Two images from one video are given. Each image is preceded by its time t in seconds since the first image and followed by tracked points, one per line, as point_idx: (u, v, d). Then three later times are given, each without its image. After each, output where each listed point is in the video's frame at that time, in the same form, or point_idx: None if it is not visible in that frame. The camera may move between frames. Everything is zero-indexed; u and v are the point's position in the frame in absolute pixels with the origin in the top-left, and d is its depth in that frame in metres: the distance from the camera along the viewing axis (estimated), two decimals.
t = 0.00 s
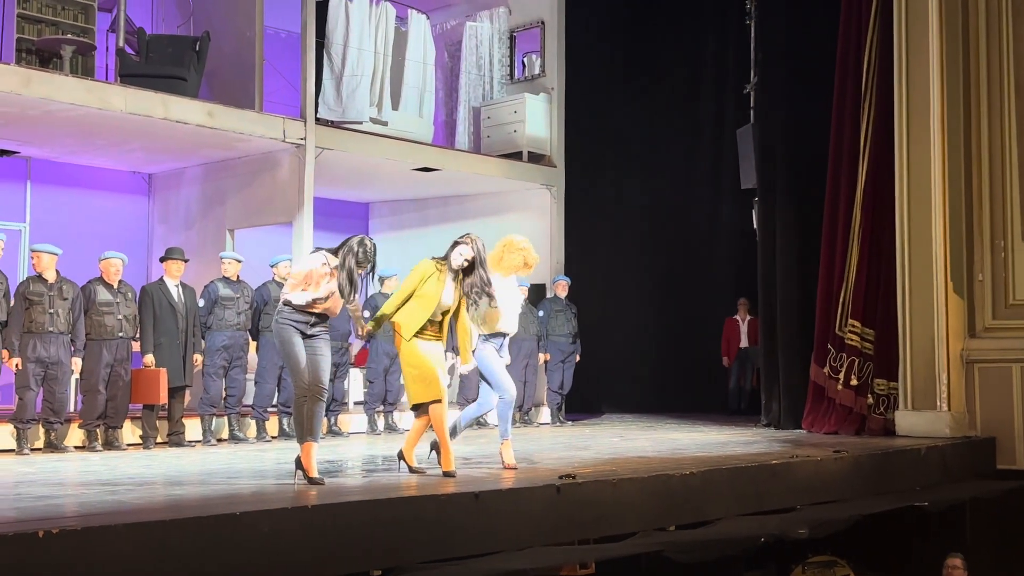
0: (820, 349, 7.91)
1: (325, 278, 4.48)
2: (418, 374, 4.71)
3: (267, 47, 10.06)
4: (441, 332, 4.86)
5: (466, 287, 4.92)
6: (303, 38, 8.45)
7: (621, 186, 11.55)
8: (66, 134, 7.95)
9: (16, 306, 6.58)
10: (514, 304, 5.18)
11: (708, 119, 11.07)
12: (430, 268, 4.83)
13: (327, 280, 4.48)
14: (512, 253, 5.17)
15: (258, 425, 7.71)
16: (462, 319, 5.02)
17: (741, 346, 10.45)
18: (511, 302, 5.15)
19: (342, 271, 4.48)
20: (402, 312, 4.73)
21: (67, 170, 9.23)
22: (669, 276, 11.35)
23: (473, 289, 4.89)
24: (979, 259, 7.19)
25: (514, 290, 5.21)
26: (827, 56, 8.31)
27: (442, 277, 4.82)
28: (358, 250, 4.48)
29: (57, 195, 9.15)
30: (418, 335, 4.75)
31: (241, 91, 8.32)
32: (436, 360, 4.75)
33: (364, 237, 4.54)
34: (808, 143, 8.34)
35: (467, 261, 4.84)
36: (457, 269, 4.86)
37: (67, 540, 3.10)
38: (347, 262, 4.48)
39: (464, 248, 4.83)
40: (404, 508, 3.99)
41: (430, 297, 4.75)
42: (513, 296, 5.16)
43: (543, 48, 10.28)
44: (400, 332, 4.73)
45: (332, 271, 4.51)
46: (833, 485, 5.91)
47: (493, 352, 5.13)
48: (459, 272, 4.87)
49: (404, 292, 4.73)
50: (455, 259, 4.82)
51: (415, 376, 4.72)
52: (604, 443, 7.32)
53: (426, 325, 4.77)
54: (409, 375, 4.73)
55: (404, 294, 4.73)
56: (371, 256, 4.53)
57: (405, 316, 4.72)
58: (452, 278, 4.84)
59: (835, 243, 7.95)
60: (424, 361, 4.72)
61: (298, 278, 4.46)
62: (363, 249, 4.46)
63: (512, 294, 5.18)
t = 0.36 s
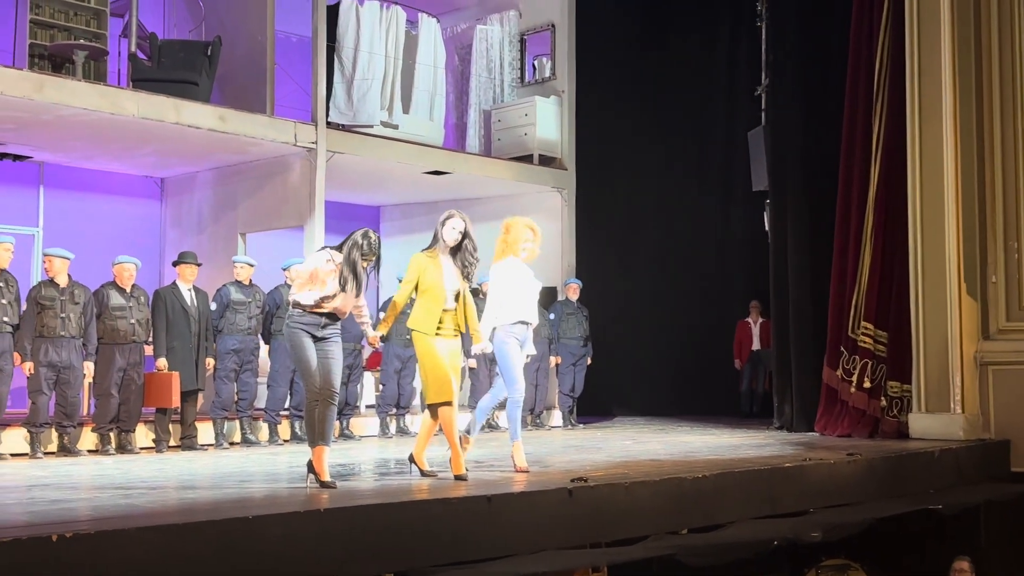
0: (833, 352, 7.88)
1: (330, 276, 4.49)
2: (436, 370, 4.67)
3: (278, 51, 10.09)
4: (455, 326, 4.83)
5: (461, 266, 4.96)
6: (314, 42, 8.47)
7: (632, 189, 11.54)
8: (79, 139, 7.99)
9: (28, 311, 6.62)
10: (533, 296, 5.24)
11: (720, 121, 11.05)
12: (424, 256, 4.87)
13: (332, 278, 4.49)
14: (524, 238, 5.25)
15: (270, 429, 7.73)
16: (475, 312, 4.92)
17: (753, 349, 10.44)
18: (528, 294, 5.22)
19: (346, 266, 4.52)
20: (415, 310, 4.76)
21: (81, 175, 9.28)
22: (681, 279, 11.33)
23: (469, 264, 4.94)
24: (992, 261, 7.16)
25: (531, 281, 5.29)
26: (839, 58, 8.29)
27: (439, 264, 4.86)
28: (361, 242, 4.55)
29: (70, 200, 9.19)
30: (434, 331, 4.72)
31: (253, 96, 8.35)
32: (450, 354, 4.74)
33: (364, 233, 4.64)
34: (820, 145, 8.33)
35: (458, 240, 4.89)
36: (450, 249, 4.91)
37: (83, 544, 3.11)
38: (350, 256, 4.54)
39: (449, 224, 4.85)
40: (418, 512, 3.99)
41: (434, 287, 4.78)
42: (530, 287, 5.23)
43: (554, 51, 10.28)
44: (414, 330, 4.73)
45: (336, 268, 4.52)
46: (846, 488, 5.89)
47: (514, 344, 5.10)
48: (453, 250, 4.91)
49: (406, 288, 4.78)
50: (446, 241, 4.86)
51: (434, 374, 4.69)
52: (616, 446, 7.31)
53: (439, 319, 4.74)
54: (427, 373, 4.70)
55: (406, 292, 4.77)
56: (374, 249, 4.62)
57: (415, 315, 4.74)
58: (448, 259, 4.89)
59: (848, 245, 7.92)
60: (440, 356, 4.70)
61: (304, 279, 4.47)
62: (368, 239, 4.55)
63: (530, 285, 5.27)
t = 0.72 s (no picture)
0: (847, 355, 7.85)
1: (338, 264, 4.49)
2: (450, 373, 4.68)
3: (291, 56, 10.13)
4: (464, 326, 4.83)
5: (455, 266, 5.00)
6: (327, 47, 8.50)
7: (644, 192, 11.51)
8: (93, 144, 8.03)
9: (42, 316, 6.61)
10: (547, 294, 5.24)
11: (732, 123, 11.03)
12: (424, 258, 4.87)
13: (340, 267, 4.49)
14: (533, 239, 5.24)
15: (284, 432, 7.75)
16: (481, 307, 4.93)
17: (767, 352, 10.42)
18: (542, 293, 5.21)
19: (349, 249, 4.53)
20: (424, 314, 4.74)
21: (94, 180, 9.32)
22: (693, 281, 11.31)
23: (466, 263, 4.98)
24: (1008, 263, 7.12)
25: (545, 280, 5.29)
26: (851, 60, 8.27)
27: (440, 265, 4.86)
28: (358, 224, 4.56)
29: (84, 204, 9.23)
30: (446, 334, 4.71)
31: (266, 100, 8.37)
32: (462, 356, 4.74)
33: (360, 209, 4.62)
34: (834, 147, 8.31)
35: (453, 239, 4.91)
36: (448, 249, 4.92)
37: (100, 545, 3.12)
38: (351, 237, 4.55)
39: (444, 223, 4.87)
40: (432, 515, 3.99)
41: (440, 290, 4.80)
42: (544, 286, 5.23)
43: (566, 55, 10.27)
44: (426, 334, 4.72)
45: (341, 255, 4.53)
46: (861, 491, 5.87)
47: (528, 347, 5.11)
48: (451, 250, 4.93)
49: (410, 294, 4.79)
50: (442, 241, 4.88)
51: (449, 376, 4.70)
52: (629, 449, 7.29)
53: (450, 321, 4.74)
54: (442, 376, 4.70)
55: (410, 297, 4.78)
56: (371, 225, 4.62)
57: (424, 319, 4.73)
58: (448, 259, 4.90)
59: (861, 247, 7.89)
60: (453, 357, 4.70)
61: (314, 274, 4.46)
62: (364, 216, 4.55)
63: (543, 285, 5.27)
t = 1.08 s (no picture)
0: (866, 356, 7.81)
1: (339, 264, 4.49)
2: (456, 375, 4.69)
3: (308, 60, 10.16)
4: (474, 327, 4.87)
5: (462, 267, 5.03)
6: (343, 51, 8.51)
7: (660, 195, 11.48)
8: (111, 149, 8.08)
9: (61, 320, 6.66)
10: (555, 298, 5.24)
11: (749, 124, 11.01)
12: (434, 259, 4.88)
13: (342, 267, 4.49)
14: (540, 243, 5.27)
15: (302, 435, 7.77)
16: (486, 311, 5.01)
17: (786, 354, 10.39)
18: (550, 297, 5.22)
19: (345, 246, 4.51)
20: (437, 315, 4.75)
21: (113, 184, 9.38)
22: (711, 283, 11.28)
23: (472, 265, 5.02)
24: None
25: (555, 284, 5.29)
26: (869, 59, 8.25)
27: (449, 267, 4.88)
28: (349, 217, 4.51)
29: (103, 209, 9.28)
30: (456, 335, 4.73)
31: (283, 104, 8.40)
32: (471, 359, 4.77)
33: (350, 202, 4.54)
34: (852, 148, 8.27)
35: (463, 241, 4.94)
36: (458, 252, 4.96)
37: (122, 547, 3.14)
38: (343, 232, 4.52)
39: (453, 226, 4.87)
40: (449, 518, 3.99)
41: (451, 291, 4.82)
42: (552, 289, 5.23)
43: (582, 57, 10.27)
44: (438, 335, 4.72)
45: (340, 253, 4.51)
46: (880, 494, 5.83)
47: (534, 349, 5.10)
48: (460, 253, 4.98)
49: (424, 295, 4.79)
50: (452, 244, 4.89)
51: (452, 380, 4.70)
52: (647, 452, 7.27)
53: (463, 323, 4.76)
54: (446, 378, 4.71)
55: (424, 298, 4.78)
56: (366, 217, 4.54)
57: (437, 318, 4.73)
58: (456, 262, 4.93)
59: (880, 249, 7.85)
60: (463, 359, 4.73)
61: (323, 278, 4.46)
62: (354, 208, 4.48)
63: (553, 288, 5.26)
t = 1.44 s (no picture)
0: (888, 357, 7.77)
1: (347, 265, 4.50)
2: (455, 379, 4.69)
3: (328, 62, 10.20)
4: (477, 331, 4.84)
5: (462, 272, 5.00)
6: (363, 53, 8.54)
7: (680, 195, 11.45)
8: (132, 152, 8.14)
9: (84, 322, 6.72)
10: (559, 298, 5.25)
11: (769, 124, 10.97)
12: (435, 264, 4.88)
13: (348, 269, 4.49)
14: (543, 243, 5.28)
15: (323, 436, 7.82)
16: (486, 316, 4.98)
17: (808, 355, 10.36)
18: (554, 299, 5.23)
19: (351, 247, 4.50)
20: (440, 319, 4.74)
21: (135, 187, 9.44)
22: (731, 284, 11.25)
23: (471, 270, 5.01)
24: None
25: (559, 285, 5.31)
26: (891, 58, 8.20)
27: (452, 271, 4.87)
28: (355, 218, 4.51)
29: (125, 212, 9.34)
30: (460, 342, 4.74)
31: (303, 107, 8.44)
32: (472, 363, 4.74)
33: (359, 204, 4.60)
34: (874, 148, 8.23)
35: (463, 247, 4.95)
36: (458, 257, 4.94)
37: (148, 548, 3.15)
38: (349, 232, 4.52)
39: (457, 233, 4.91)
40: (472, 519, 3.99)
41: (456, 296, 4.80)
42: (555, 289, 5.24)
43: (601, 58, 10.26)
44: (439, 338, 4.71)
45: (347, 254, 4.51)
46: (903, 496, 5.81)
47: (540, 350, 5.13)
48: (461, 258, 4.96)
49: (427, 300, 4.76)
50: (453, 248, 4.90)
51: (450, 384, 4.70)
52: (668, 453, 7.26)
53: (465, 327, 4.74)
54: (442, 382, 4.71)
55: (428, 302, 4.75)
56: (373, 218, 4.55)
57: (442, 325, 4.73)
58: (458, 267, 4.91)
59: (902, 250, 7.81)
60: (465, 363, 4.71)
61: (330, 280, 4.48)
62: (362, 210, 4.49)
63: (558, 289, 5.28)
